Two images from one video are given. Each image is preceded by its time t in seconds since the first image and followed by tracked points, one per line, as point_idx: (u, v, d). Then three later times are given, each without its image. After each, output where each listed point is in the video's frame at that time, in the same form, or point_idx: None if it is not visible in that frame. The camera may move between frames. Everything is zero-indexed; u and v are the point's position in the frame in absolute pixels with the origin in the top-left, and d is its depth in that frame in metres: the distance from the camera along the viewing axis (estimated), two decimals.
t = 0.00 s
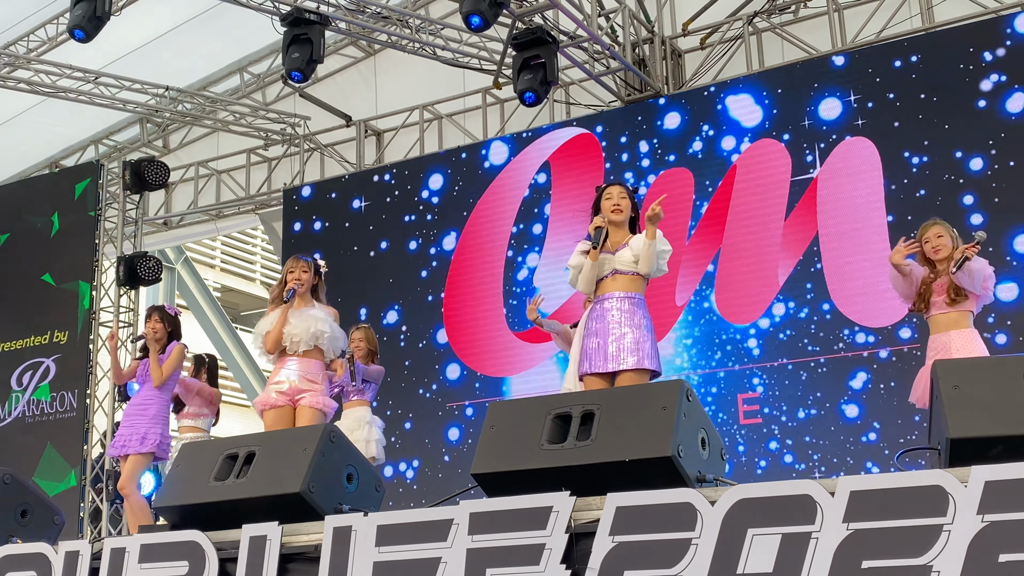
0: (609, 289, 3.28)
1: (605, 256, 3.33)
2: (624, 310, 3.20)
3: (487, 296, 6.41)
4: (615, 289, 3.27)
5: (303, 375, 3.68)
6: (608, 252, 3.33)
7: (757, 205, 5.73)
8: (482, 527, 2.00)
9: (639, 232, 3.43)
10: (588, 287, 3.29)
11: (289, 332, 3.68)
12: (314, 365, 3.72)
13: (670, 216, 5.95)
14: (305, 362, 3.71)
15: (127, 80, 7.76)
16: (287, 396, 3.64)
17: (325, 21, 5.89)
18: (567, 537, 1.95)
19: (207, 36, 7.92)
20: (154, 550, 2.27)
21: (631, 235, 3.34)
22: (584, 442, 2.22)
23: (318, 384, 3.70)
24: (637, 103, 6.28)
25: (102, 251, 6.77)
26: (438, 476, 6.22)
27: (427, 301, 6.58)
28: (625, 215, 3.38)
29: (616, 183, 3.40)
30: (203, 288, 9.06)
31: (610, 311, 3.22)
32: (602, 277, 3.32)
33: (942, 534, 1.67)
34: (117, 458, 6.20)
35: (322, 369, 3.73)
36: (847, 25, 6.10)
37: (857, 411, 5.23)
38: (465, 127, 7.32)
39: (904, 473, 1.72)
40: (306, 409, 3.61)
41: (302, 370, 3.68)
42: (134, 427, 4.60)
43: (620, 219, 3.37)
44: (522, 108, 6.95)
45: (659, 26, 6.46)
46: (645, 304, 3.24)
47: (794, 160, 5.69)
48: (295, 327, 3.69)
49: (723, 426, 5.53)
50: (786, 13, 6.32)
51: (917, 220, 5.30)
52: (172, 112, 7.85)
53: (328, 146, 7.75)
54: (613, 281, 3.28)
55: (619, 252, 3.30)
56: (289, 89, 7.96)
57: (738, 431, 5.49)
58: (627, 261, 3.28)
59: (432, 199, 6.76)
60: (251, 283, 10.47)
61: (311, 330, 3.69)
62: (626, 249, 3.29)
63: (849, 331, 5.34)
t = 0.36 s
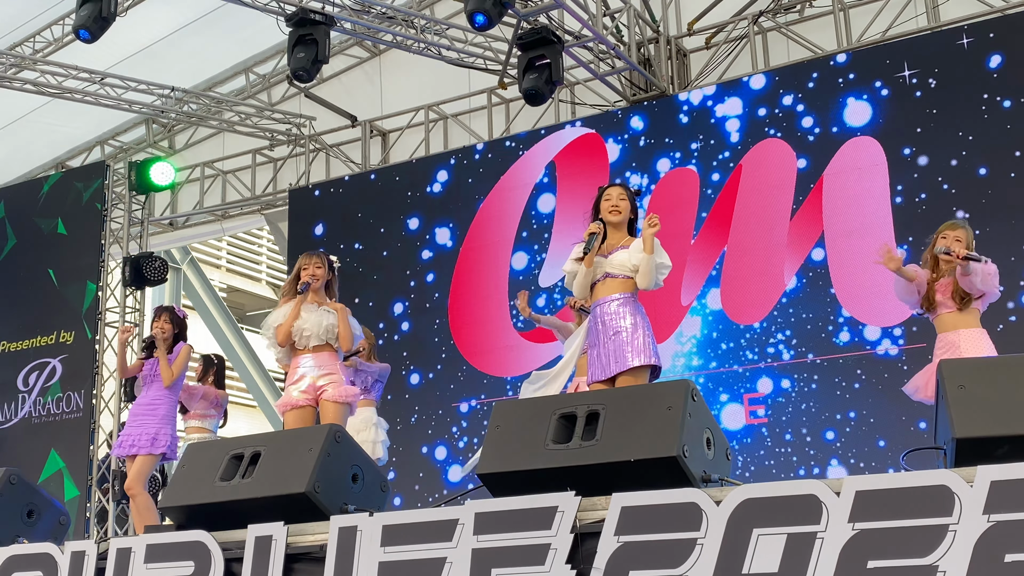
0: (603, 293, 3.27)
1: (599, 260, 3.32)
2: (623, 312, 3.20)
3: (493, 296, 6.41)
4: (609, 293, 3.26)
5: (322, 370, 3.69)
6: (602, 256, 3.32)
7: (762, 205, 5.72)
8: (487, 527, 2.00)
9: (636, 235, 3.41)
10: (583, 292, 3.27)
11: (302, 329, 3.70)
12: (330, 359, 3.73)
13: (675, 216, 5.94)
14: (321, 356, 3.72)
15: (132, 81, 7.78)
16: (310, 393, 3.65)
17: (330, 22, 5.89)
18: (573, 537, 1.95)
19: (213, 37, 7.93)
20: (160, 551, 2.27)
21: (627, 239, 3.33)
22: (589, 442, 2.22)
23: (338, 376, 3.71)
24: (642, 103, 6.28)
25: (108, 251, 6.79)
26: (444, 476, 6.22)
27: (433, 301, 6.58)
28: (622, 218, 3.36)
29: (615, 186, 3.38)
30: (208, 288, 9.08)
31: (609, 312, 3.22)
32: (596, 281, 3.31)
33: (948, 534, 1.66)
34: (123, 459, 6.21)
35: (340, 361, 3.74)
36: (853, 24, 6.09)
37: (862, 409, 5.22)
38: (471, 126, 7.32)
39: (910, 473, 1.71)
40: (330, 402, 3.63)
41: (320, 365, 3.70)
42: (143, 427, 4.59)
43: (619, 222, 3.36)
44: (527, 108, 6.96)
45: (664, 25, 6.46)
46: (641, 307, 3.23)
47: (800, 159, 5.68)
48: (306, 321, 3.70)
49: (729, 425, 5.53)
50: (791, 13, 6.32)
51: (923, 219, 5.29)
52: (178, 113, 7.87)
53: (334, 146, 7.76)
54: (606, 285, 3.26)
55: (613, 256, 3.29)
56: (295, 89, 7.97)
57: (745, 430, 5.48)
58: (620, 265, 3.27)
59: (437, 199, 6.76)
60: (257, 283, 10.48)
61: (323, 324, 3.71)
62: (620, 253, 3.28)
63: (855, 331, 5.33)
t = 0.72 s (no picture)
0: (605, 288, 3.28)
1: (601, 255, 3.33)
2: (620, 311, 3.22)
3: (496, 296, 6.41)
4: (608, 289, 3.27)
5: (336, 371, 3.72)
6: (605, 251, 3.34)
7: (765, 205, 5.72)
8: (490, 527, 2.00)
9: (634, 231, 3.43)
10: (584, 275, 3.27)
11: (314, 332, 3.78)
12: (345, 359, 3.75)
13: (678, 216, 5.94)
14: (336, 357, 3.74)
15: (136, 82, 7.79)
16: (324, 394, 3.69)
17: (334, 22, 5.90)
18: (575, 537, 1.95)
19: (217, 38, 7.95)
20: (163, 551, 2.28)
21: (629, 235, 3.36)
22: (592, 442, 2.22)
23: (353, 376, 3.71)
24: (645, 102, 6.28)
25: (112, 252, 6.80)
26: (447, 477, 6.22)
27: (436, 301, 6.59)
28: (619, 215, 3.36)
29: (606, 185, 3.37)
30: (212, 288, 9.09)
31: (607, 310, 3.23)
32: (596, 276, 3.32)
33: (951, 534, 1.66)
34: (127, 459, 6.23)
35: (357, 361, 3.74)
36: (856, 24, 6.09)
37: (866, 408, 5.22)
38: (474, 126, 7.33)
39: (913, 473, 1.71)
40: (339, 402, 3.64)
41: (336, 365, 3.72)
42: (146, 428, 4.61)
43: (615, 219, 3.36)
44: (530, 108, 6.96)
45: (667, 25, 6.45)
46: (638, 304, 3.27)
47: (803, 159, 5.68)
48: (316, 324, 3.78)
49: (733, 425, 5.52)
50: (795, 12, 6.32)
51: (927, 219, 5.28)
52: (181, 113, 7.88)
53: (337, 146, 7.77)
54: (609, 281, 3.28)
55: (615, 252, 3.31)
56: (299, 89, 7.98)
57: (749, 430, 5.48)
58: (622, 261, 3.29)
59: (440, 199, 6.76)
60: (261, 283, 10.49)
61: (329, 324, 3.76)
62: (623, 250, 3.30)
63: (859, 330, 5.33)
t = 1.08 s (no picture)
0: (602, 290, 3.29)
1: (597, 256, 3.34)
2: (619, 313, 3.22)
3: (498, 295, 6.42)
4: (605, 290, 3.28)
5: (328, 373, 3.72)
6: (601, 252, 3.35)
7: (767, 203, 5.71)
8: (492, 526, 2.00)
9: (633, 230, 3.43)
10: (578, 273, 3.31)
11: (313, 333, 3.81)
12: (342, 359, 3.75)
13: (681, 215, 5.94)
14: (334, 357, 3.75)
15: (138, 81, 7.79)
16: (320, 396, 3.71)
17: (336, 22, 5.90)
18: (578, 536, 1.95)
19: (219, 37, 7.95)
20: (165, 550, 2.28)
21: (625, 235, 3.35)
22: (594, 441, 2.22)
23: (345, 378, 3.71)
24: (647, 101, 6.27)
25: (113, 251, 6.80)
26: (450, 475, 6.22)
27: (438, 300, 6.59)
28: (615, 214, 3.36)
29: (604, 184, 3.37)
30: (213, 287, 9.09)
31: (604, 311, 3.23)
32: (593, 277, 3.33)
33: (954, 533, 1.66)
34: (129, 458, 6.23)
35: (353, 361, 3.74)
36: (858, 23, 6.09)
37: (869, 407, 5.21)
38: (476, 126, 7.33)
39: (917, 471, 1.71)
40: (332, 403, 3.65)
41: (334, 366, 3.73)
42: (147, 427, 4.61)
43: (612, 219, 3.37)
44: (532, 107, 6.96)
45: (669, 24, 6.45)
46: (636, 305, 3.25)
47: (806, 158, 5.67)
48: (315, 325, 3.81)
49: (734, 424, 5.52)
50: (797, 11, 6.32)
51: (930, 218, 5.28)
52: (183, 112, 7.88)
53: (339, 146, 7.77)
54: (605, 282, 3.29)
55: (612, 253, 3.31)
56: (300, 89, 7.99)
57: (750, 429, 5.48)
58: (617, 261, 3.29)
59: (442, 198, 6.76)
60: (262, 282, 10.50)
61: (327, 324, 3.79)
62: (619, 251, 3.31)
63: (861, 329, 5.33)
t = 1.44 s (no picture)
0: (604, 291, 3.30)
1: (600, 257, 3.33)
2: (620, 311, 3.23)
3: (498, 295, 6.41)
4: (608, 291, 3.29)
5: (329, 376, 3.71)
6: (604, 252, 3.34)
7: (768, 203, 5.71)
8: (492, 525, 2.00)
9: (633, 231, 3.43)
10: (583, 277, 3.26)
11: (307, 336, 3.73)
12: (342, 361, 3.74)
13: (681, 215, 5.94)
14: (333, 359, 3.73)
15: (138, 81, 7.79)
16: (322, 397, 3.68)
17: (336, 22, 5.90)
18: (578, 535, 1.96)
19: (219, 36, 7.95)
20: (165, 549, 2.28)
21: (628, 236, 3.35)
22: (594, 440, 2.22)
23: (350, 378, 3.72)
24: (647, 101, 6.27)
25: (113, 251, 6.80)
26: (449, 475, 6.22)
27: (438, 300, 6.59)
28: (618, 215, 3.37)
29: (605, 184, 3.39)
30: (214, 287, 9.09)
31: (605, 312, 3.24)
32: (596, 277, 3.32)
33: (954, 533, 1.66)
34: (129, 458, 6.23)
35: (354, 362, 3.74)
36: (858, 22, 6.09)
37: (868, 407, 5.21)
38: (476, 126, 7.33)
39: (916, 470, 1.71)
40: (341, 403, 3.64)
41: (336, 368, 3.72)
42: (147, 427, 4.62)
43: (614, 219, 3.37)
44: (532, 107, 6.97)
45: (669, 23, 6.44)
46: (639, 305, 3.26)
47: (806, 157, 5.67)
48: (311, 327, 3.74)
49: (734, 423, 5.52)
50: (797, 11, 6.32)
51: (930, 218, 5.28)
52: (184, 112, 7.87)
53: (339, 145, 7.78)
54: (609, 283, 3.29)
55: (616, 254, 3.30)
56: (300, 88, 7.99)
57: (750, 428, 5.48)
58: (622, 262, 3.29)
59: (442, 198, 6.76)
60: (262, 282, 10.51)
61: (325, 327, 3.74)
62: (624, 252, 3.30)
63: (860, 328, 5.33)
